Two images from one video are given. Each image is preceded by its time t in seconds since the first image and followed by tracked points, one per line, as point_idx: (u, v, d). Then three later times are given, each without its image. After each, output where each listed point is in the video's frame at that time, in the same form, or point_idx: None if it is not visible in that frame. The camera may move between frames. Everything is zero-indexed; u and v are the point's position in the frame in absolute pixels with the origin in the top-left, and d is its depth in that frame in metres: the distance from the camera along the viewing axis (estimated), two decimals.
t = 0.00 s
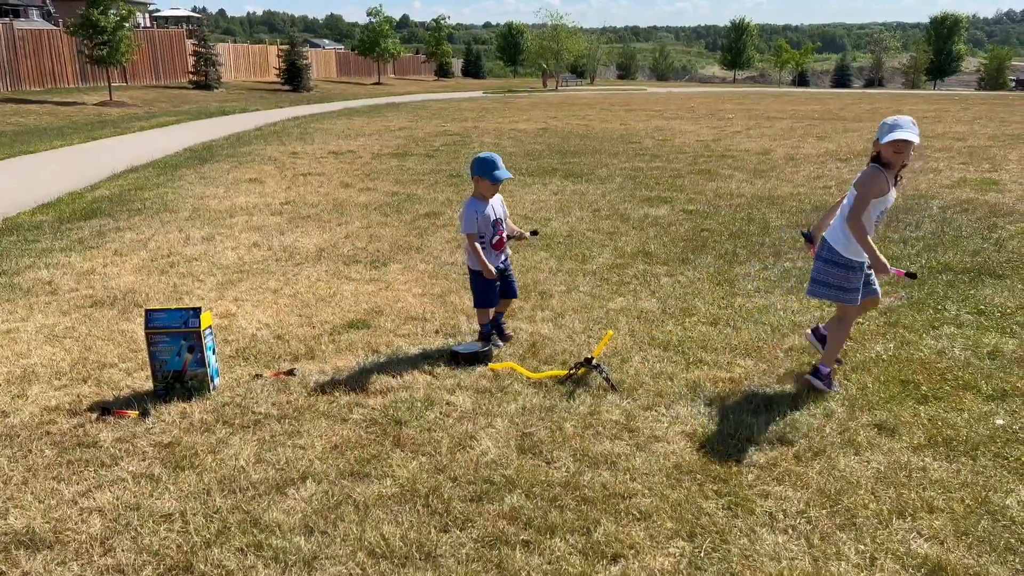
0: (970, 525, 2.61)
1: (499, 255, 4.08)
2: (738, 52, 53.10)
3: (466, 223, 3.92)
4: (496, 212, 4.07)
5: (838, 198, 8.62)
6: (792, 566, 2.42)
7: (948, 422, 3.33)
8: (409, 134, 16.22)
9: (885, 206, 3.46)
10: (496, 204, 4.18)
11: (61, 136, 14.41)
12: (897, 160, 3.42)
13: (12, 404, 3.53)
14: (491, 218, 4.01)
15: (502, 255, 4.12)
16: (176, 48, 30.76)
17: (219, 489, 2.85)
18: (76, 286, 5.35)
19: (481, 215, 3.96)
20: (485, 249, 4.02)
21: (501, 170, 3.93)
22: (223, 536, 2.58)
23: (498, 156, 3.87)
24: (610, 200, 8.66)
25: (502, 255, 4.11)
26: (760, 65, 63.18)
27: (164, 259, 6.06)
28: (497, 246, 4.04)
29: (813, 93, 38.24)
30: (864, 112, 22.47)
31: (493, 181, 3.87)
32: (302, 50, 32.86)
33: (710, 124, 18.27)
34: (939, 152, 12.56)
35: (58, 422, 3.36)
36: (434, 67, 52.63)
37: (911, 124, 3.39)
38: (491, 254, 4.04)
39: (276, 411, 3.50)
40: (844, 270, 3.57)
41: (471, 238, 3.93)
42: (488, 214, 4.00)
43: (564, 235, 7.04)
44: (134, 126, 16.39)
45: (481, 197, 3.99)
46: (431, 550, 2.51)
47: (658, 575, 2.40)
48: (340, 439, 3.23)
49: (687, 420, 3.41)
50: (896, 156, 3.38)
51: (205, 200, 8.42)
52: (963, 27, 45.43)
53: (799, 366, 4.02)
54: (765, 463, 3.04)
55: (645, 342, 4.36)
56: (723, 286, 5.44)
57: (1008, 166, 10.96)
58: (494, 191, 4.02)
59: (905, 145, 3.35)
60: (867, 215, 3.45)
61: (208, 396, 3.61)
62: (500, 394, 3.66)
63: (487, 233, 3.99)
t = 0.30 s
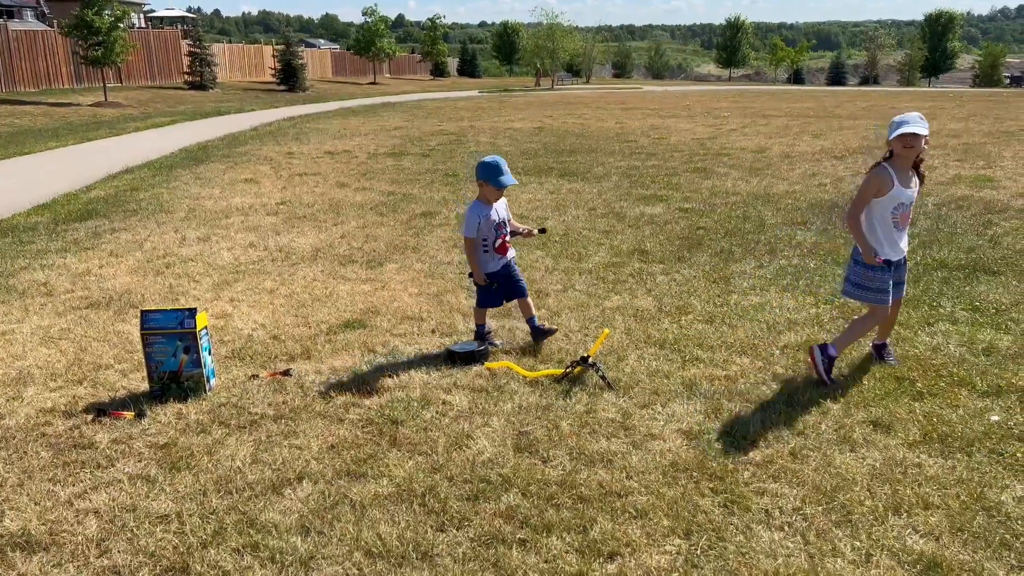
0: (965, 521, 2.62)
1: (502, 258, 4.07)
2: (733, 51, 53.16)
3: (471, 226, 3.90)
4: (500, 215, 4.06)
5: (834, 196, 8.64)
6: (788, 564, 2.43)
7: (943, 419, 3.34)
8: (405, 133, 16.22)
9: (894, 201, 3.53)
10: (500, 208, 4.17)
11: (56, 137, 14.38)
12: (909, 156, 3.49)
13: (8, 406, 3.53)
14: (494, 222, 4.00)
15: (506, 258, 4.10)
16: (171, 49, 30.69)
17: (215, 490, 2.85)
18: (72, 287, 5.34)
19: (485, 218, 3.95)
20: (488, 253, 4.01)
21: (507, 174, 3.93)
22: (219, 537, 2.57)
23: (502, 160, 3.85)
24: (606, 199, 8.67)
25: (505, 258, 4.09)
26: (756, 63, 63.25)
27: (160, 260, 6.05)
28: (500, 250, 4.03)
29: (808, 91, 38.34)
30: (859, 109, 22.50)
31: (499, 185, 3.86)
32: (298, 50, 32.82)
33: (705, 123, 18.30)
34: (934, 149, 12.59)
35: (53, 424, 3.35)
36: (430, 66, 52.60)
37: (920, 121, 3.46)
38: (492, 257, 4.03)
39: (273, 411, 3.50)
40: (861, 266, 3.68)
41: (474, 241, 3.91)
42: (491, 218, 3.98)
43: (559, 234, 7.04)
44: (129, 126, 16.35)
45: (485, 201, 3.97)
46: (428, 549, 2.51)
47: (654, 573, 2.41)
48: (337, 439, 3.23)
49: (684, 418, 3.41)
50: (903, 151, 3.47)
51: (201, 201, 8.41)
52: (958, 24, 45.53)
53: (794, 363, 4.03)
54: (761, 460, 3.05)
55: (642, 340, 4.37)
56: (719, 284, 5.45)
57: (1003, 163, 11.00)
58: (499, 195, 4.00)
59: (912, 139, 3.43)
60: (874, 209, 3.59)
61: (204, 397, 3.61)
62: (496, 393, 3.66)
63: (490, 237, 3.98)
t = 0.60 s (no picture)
0: (961, 520, 2.62)
1: (521, 272, 3.97)
2: (730, 50, 53.19)
3: (489, 235, 3.90)
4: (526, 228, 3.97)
5: (830, 195, 8.64)
6: (784, 562, 2.43)
7: (938, 418, 3.35)
8: (402, 132, 16.19)
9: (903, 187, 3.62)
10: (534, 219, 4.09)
11: (51, 137, 14.34)
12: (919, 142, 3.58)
13: (3, 406, 3.52)
14: (515, 235, 3.92)
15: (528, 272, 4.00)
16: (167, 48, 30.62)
17: (211, 490, 2.85)
18: (67, 287, 5.33)
19: (505, 229, 3.90)
20: (506, 265, 3.95)
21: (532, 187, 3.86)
22: (215, 537, 2.57)
23: (525, 173, 3.78)
24: (603, 198, 8.67)
25: (526, 271, 3.99)
26: (752, 62, 63.30)
27: (156, 260, 6.04)
28: (519, 263, 3.94)
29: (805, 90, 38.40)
30: (856, 108, 22.52)
31: (519, 198, 3.81)
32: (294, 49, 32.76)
33: (702, 122, 18.31)
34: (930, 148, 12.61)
35: (49, 424, 3.34)
36: (427, 66, 52.55)
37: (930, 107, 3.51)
38: (510, 270, 3.95)
39: (269, 411, 3.49)
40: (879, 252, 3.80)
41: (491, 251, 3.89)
42: (513, 230, 3.92)
43: (556, 233, 7.04)
44: (125, 126, 16.31)
45: (509, 212, 3.92)
46: (424, 549, 2.51)
47: (651, 572, 2.41)
48: (333, 439, 3.22)
49: (680, 417, 3.42)
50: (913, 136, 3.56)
51: (197, 201, 8.39)
52: (954, 24, 45.60)
53: (791, 362, 4.03)
54: (758, 459, 3.05)
55: (638, 339, 4.37)
56: (716, 284, 5.45)
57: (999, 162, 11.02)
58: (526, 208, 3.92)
59: (924, 125, 3.50)
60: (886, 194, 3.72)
61: (200, 397, 3.60)
62: (493, 393, 3.66)
63: (508, 249, 3.91)
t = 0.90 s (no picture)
0: (957, 521, 2.63)
1: (536, 275, 3.89)
2: (727, 51, 53.26)
3: (517, 229, 3.81)
4: (559, 237, 3.82)
5: (828, 196, 8.66)
6: (780, 563, 2.44)
7: (934, 419, 3.36)
8: (399, 132, 16.18)
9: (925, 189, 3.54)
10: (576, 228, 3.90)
11: (48, 135, 14.31)
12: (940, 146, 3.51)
13: None
14: (542, 239, 3.80)
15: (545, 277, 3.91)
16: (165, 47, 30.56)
17: (208, 490, 2.84)
18: (64, 286, 5.31)
19: (534, 230, 3.80)
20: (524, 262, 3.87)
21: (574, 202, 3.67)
22: (212, 537, 2.56)
23: (569, 186, 3.60)
24: (601, 199, 8.68)
25: (542, 276, 3.90)
26: (750, 63, 63.41)
27: (153, 259, 6.03)
28: (535, 266, 3.85)
29: (802, 91, 38.50)
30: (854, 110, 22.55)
31: (554, 206, 3.64)
32: (292, 49, 32.73)
33: (699, 123, 18.34)
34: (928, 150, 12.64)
35: (45, 423, 3.34)
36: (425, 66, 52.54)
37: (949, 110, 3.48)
38: (526, 269, 3.88)
39: (266, 411, 3.49)
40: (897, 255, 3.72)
41: (514, 243, 3.81)
42: (542, 234, 3.80)
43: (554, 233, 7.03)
44: (122, 125, 16.29)
45: (547, 215, 3.79)
46: (421, 549, 2.51)
47: (648, 573, 2.41)
48: (330, 439, 3.22)
49: (677, 417, 3.42)
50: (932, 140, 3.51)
51: (194, 200, 8.38)
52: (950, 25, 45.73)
53: (788, 363, 4.04)
54: (755, 460, 3.06)
55: (635, 340, 4.37)
56: (713, 284, 5.46)
57: (995, 164, 11.05)
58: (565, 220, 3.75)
59: (937, 131, 3.46)
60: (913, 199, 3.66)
61: (197, 396, 3.59)
62: (491, 393, 3.67)
63: (529, 249, 3.83)
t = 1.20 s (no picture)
0: (956, 523, 2.63)
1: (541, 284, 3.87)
2: (726, 52, 53.27)
3: (531, 231, 3.86)
4: (567, 251, 3.79)
5: (827, 198, 8.67)
6: (779, 565, 2.44)
7: (932, 421, 3.36)
8: (398, 131, 16.17)
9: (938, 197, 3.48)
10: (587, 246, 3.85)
11: (47, 133, 14.28)
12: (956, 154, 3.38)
13: None
14: (549, 250, 3.78)
15: (550, 288, 3.89)
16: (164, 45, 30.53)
17: (206, 489, 2.84)
18: (62, 284, 5.30)
19: (543, 239, 3.81)
20: (530, 268, 3.88)
21: (585, 222, 3.67)
22: (209, 536, 2.56)
23: (580, 202, 3.61)
24: (600, 199, 8.68)
25: (546, 286, 3.87)
26: (750, 65, 63.46)
27: (152, 257, 6.02)
28: (539, 275, 3.83)
29: (800, 93, 38.52)
30: (853, 112, 22.57)
31: (564, 220, 3.65)
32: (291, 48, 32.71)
33: (698, 124, 18.36)
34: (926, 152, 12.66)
35: (42, 422, 3.33)
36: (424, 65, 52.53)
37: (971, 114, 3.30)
38: (531, 276, 3.87)
39: (264, 410, 3.48)
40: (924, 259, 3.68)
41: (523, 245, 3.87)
42: (549, 244, 3.78)
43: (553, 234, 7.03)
44: (121, 123, 16.27)
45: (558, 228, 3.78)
46: (420, 549, 2.51)
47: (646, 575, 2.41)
48: (328, 438, 3.21)
49: (676, 418, 3.42)
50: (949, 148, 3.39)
51: (193, 198, 8.37)
52: (949, 28, 45.80)
53: (786, 364, 4.04)
54: (753, 461, 3.06)
55: (634, 341, 4.37)
56: (712, 285, 5.47)
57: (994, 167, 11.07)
58: (576, 237, 3.73)
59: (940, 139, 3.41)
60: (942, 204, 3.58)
61: (195, 395, 3.58)
62: (490, 393, 3.67)
63: (536, 257, 3.83)
